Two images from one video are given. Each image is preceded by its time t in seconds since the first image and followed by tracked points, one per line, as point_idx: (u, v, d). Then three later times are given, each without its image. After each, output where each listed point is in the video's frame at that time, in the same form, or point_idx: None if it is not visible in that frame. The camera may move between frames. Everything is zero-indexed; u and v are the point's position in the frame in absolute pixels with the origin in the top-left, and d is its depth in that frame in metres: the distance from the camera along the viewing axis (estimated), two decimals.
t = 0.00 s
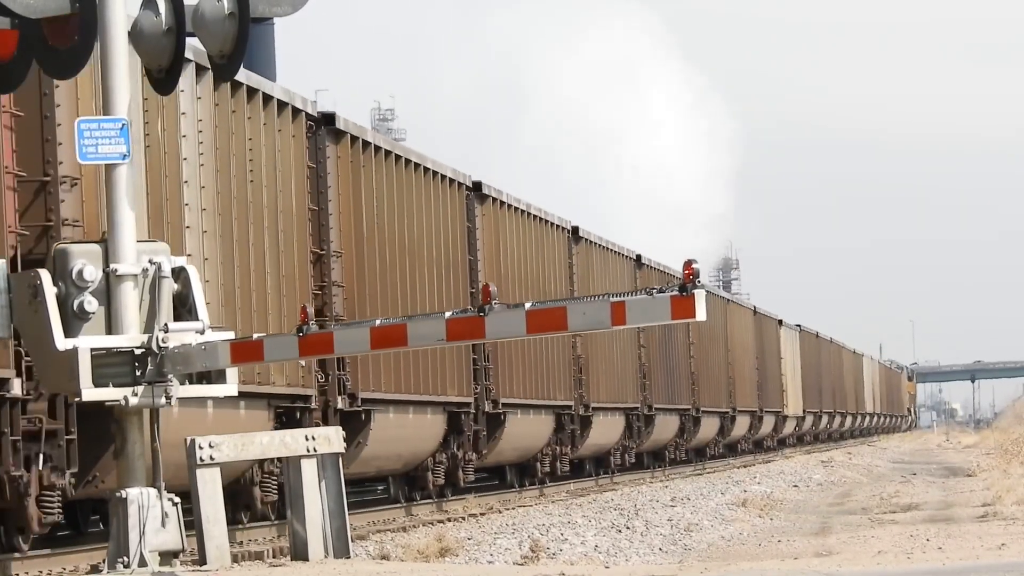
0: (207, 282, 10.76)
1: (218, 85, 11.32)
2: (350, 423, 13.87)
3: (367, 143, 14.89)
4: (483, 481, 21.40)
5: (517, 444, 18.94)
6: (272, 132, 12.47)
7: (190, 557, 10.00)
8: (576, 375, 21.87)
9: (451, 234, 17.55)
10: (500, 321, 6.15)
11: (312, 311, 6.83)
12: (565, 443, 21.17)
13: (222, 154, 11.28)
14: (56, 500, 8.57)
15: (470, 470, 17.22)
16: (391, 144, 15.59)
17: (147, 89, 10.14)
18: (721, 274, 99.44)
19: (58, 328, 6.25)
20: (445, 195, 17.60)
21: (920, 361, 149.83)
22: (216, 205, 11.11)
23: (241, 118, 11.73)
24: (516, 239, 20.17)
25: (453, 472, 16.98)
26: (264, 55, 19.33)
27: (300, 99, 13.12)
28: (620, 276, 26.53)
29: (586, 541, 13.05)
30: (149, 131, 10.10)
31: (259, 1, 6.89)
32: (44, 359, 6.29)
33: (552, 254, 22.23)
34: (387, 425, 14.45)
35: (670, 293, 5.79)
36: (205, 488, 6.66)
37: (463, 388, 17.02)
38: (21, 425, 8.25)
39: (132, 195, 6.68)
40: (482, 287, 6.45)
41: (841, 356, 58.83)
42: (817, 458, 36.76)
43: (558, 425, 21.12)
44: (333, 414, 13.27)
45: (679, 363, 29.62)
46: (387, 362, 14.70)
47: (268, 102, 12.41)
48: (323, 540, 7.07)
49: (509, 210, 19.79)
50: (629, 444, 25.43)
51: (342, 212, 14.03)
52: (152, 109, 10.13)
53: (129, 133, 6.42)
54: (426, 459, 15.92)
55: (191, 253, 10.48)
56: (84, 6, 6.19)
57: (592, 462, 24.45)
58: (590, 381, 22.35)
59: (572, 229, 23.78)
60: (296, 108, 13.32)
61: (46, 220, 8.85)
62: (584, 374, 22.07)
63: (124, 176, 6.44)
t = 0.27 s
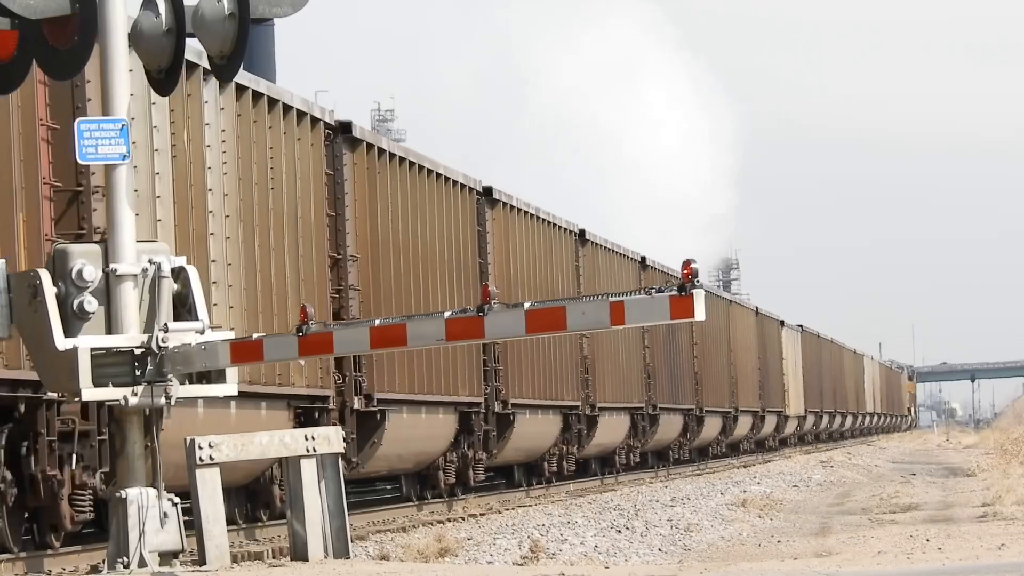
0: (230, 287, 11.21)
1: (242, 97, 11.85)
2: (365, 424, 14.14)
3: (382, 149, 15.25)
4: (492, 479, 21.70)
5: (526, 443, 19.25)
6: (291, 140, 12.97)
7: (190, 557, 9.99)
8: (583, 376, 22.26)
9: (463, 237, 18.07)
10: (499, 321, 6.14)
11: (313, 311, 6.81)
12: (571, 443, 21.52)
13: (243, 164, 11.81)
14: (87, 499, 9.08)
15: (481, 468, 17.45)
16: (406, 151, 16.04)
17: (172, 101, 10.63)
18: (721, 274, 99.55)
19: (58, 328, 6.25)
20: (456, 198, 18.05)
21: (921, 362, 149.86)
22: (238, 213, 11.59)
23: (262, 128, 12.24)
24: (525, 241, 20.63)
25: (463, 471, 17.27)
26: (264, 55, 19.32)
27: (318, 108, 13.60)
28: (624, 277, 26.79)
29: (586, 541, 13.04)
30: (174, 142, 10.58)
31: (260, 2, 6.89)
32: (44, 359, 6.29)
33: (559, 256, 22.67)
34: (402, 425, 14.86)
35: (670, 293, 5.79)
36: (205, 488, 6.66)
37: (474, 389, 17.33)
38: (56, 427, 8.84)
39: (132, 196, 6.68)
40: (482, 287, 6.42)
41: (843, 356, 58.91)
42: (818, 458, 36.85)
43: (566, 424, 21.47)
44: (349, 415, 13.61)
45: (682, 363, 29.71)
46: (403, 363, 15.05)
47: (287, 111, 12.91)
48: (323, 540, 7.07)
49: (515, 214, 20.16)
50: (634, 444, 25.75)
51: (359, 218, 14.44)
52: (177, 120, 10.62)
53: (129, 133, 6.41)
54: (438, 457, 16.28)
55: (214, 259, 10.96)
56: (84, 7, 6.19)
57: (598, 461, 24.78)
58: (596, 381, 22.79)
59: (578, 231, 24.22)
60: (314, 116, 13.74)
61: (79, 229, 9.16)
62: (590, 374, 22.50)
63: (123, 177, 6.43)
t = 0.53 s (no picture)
0: (253, 290, 11.85)
1: (266, 107, 12.56)
2: (381, 423, 14.64)
3: (398, 155, 15.86)
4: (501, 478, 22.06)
5: (534, 443, 19.63)
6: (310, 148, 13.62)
7: (190, 556, 10.00)
8: (590, 376, 22.61)
9: (477, 241, 18.63)
10: (500, 321, 6.14)
11: (312, 311, 6.80)
12: (578, 443, 21.92)
13: (264, 171, 12.43)
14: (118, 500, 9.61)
15: (491, 467, 17.89)
16: (420, 156, 16.58)
17: (199, 110, 11.27)
18: (722, 275, 99.63)
19: (58, 328, 6.25)
20: (468, 203, 18.53)
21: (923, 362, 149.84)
22: (261, 218, 12.23)
23: (283, 137, 12.88)
24: (535, 245, 21.16)
25: (474, 470, 17.69)
26: (264, 55, 19.31)
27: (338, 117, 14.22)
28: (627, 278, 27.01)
29: (587, 541, 13.03)
30: (201, 149, 11.21)
31: (260, 2, 6.90)
32: (44, 359, 6.29)
33: (568, 260, 23.17)
34: (417, 425, 15.35)
35: (670, 293, 5.78)
36: (205, 488, 6.66)
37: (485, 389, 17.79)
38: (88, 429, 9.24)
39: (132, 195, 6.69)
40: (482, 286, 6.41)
41: (845, 357, 58.95)
42: (821, 458, 36.99)
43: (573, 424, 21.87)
44: (367, 416, 14.16)
45: (685, 364, 29.78)
46: (418, 364, 15.56)
47: (307, 120, 13.57)
48: (323, 540, 7.07)
49: (524, 218, 20.62)
50: (640, 444, 26.01)
51: (373, 222, 15.02)
52: (203, 128, 11.25)
53: (129, 133, 6.42)
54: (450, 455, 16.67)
55: (238, 262, 11.58)
56: (84, 6, 6.19)
57: (603, 461, 25.03)
58: (602, 382, 23.12)
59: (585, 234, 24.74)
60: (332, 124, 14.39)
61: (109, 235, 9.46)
62: (596, 374, 22.80)
63: (123, 177, 6.44)
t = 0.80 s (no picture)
0: (275, 295, 12.05)
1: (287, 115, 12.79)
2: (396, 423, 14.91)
3: (411, 161, 16.12)
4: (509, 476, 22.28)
5: (544, 443, 19.86)
6: (329, 155, 13.84)
7: (190, 557, 10.00)
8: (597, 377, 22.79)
9: (488, 245, 18.87)
10: (499, 321, 6.13)
11: (312, 311, 6.79)
12: (585, 443, 22.07)
13: (286, 178, 12.66)
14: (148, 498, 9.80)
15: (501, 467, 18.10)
16: (430, 161, 16.81)
17: (224, 119, 11.50)
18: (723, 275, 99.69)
19: (58, 329, 6.25)
20: (479, 209, 18.78)
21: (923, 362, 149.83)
22: (282, 225, 12.44)
23: (303, 144, 13.11)
24: (542, 247, 21.40)
25: (485, 470, 17.95)
26: (264, 56, 19.31)
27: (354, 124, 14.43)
28: (631, 279, 27.17)
29: (587, 541, 13.02)
30: (226, 157, 11.42)
31: (260, 2, 6.89)
32: (44, 359, 6.29)
33: (574, 262, 23.39)
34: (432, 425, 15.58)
35: (670, 293, 5.78)
36: (205, 488, 6.65)
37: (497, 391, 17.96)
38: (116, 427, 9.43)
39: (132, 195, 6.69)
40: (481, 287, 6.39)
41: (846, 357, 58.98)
42: (822, 458, 37.09)
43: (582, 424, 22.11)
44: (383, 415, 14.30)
45: (688, 364, 29.82)
46: (434, 366, 15.75)
47: (326, 127, 13.80)
48: (323, 540, 7.07)
49: (534, 222, 20.92)
50: (644, 444, 26.17)
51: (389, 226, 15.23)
52: (230, 136, 11.46)
53: (129, 133, 6.41)
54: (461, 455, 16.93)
55: (261, 268, 11.81)
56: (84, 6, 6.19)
57: (609, 460, 25.18)
58: (609, 382, 23.30)
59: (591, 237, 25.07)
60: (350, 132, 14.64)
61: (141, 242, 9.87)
62: (603, 375, 22.96)
63: (123, 177, 6.44)
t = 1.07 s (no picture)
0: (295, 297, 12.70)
1: (308, 125, 13.37)
2: (410, 423, 15.37)
3: (424, 167, 16.63)
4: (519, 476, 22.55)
5: (552, 443, 20.20)
6: (346, 161, 14.43)
7: (190, 556, 10.03)
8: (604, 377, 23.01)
9: (498, 247, 19.38)
10: (499, 322, 6.12)
11: (312, 312, 6.79)
12: (592, 441, 22.34)
13: (307, 184, 13.27)
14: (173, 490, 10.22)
15: (510, 465, 18.44)
16: (443, 168, 17.34)
17: (246, 128, 12.19)
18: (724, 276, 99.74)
19: (58, 328, 6.26)
20: (490, 214, 19.28)
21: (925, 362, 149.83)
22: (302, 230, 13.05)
23: (322, 151, 13.67)
24: (551, 250, 21.86)
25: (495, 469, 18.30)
26: (264, 56, 19.32)
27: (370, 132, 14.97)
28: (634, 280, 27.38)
29: (587, 541, 13.03)
30: (249, 165, 12.09)
31: (260, 2, 6.89)
32: (44, 359, 6.30)
33: (581, 265, 23.77)
34: (443, 425, 16.05)
35: (670, 293, 5.77)
36: (206, 488, 6.64)
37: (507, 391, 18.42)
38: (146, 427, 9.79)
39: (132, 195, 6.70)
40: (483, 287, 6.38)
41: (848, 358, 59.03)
42: (823, 459, 37.25)
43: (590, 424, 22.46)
44: (398, 416, 14.84)
45: (692, 365, 29.90)
46: (446, 367, 16.23)
47: (344, 135, 14.35)
48: (323, 539, 7.07)
49: (542, 227, 21.41)
50: (649, 444, 26.34)
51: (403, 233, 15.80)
52: (251, 144, 12.14)
53: (129, 133, 6.42)
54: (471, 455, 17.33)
55: (283, 271, 12.46)
56: (83, 6, 6.20)
57: (615, 460, 25.38)
58: (615, 381, 23.47)
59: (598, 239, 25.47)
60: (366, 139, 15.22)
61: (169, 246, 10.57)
62: (609, 375, 23.15)
63: (124, 177, 6.45)
